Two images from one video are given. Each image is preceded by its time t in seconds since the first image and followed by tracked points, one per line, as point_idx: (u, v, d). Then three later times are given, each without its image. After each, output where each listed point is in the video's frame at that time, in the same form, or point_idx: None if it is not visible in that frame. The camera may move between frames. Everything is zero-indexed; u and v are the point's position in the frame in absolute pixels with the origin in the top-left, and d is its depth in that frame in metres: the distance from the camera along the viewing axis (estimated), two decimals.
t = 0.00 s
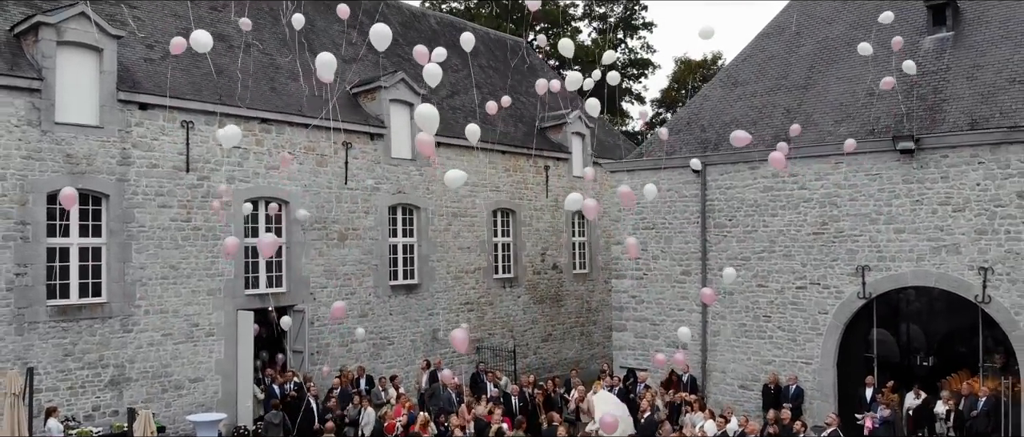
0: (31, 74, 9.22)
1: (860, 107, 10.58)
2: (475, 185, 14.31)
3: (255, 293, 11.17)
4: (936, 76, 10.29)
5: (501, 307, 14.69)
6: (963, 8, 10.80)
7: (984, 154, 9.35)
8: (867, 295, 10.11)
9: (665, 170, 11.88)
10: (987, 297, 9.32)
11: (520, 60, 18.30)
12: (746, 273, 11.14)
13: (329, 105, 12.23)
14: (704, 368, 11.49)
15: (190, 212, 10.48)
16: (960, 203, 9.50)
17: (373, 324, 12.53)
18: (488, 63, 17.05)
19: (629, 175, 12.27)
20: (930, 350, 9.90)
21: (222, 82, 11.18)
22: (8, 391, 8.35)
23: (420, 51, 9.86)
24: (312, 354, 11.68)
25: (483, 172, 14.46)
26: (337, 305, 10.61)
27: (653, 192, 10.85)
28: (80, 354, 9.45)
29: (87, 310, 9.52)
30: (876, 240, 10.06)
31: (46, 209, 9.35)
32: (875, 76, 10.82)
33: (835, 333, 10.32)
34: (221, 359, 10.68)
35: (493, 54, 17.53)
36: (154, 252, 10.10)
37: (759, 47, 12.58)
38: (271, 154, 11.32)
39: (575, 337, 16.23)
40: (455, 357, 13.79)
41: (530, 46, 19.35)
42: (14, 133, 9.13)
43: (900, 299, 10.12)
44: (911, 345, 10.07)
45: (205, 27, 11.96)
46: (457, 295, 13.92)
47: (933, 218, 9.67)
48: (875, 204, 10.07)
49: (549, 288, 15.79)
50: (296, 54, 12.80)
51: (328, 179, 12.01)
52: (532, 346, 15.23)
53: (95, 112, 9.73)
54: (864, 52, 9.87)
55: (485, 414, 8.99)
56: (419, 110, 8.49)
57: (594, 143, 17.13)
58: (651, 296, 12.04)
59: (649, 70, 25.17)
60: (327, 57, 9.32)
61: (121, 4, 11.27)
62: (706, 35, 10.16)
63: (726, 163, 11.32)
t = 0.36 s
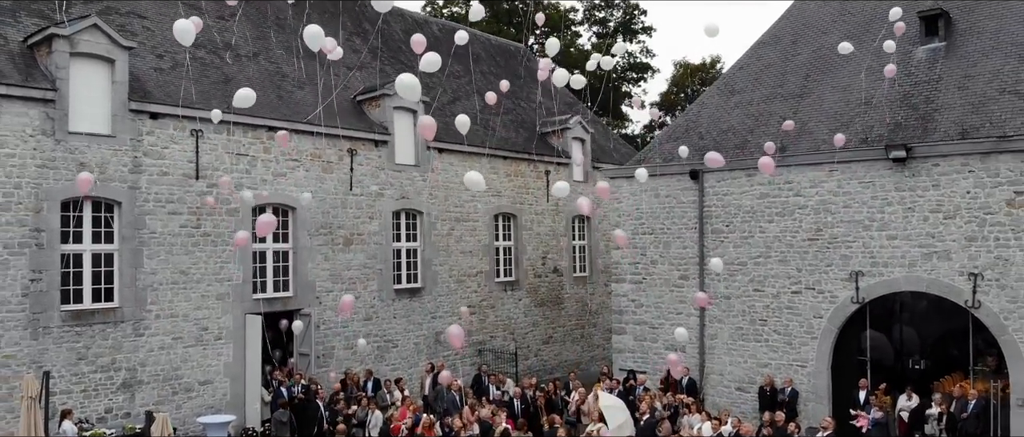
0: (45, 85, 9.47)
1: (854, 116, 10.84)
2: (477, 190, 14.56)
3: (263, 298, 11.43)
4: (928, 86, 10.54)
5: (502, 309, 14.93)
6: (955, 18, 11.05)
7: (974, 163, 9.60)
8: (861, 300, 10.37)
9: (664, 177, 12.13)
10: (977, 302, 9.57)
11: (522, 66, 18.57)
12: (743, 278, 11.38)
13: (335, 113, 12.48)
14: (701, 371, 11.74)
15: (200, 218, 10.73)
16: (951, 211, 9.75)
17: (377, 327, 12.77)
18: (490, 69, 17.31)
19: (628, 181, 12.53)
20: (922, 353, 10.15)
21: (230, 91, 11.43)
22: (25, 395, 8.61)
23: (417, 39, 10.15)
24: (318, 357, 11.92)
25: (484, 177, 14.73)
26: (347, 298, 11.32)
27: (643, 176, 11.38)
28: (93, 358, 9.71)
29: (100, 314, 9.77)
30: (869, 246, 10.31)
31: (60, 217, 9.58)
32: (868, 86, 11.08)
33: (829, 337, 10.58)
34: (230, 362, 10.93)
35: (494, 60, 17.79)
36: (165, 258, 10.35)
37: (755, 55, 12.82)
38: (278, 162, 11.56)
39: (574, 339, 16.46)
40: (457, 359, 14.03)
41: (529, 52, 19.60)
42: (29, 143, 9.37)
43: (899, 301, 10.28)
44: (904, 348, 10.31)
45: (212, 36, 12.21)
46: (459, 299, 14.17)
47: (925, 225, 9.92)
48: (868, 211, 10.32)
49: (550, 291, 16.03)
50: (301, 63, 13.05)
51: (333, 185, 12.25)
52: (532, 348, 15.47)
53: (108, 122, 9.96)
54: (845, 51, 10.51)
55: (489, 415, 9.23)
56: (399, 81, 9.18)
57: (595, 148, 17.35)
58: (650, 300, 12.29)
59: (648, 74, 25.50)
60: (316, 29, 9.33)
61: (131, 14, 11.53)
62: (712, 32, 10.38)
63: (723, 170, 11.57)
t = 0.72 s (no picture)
0: (59, 95, 9.72)
1: (847, 124, 11.11)
2: (479, 195, 14.85)
3: (271, 301, 11.73)
4: (919, 95, 10.81)
5: (503, 312, 15.20)
6: (946, 29, 11.32)
7: (963, 171, 9.88)
8: (854, 305, 10.64)
9: (661, 183, 12.41)
10: (965, 306, 9.85)
11: (523, 71, 18.86)
12: (739, 282, 11.66)
13: (340, 121, 12.76)
14: (698, 372, 12.02)
15: (209, 223, 11.00)
16: (940, 218, 10.03)
17: (381, 330, 13.04)
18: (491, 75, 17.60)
19: (627, 187, 12.80)
20: (914, 355, 10.41)
21: (238, 99, 11.69)
22: (42, 396, 8.90)
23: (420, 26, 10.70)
24: (324, 358, 12.19)
25: (485, 182, 15.01)
26: (355, 296, 11.65)
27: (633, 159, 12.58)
28: (106, 360, 9.97)
29: (112, 318, 10.03)
30: (861, 251, 10.58)
31: (74, 223, 9.84)
32: (861, 95, 11.35)
33: (822, 340, 10.85)
34: (238, 364, 11.20)
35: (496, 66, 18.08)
36: (176, 263, 10.62)
37: (751, 64, 13.10)
38: (285, 168, 11.84)
39: (574, 341, 16.73)
40: (459, 360, 14.29)
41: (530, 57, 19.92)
42: (44, 151, 9.63)
43: (891, 304, 10.55)
44: (897, 351, 10.57)
45: (220, 45, 12.48)
46: (461, 301, 14.45)
47: (915, 231, 10.19)
48: (860, 218, 10.60)
49: (550, 294, 16.30)
50: (307, 70, 13.32)
51: (338, 191, 12.53)
52: (533, 349, 15.74)
53: (120, 130, 10.22)
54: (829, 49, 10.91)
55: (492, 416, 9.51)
56: (399, 60, 9.08)
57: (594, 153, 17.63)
58: (649, 303, 12.57)
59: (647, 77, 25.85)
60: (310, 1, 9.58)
61: (141, 24, 11.79)
62: (721, 42, 10.57)
63: (719, 177, 11.85)
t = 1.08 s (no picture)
0: (78, 106, 10.06)
1: (840, 133, 11.45)
2: (482, 200, 15.20)
3: (280, 305, 12.02)
4: (909, 105, 11.16)
5: (505, 314, 15.54)
6: (936, 41, 11.66)
7: (951, 180, 10.22)
8: (845, 308, 10.98)
9: (660, 189, 12.76)
10: (953, 310, 10.20)
11: (523, 78, 19.22)
12: (735, 286, 12.01)
13: (346, 129, 13.11)
14: (695, 373, 12.36)
15: (221, 229, 11.34)
16: (929, 224, 10.38)
17: (387, 332, 13.39)
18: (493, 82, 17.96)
19: (626, 193, 13.15)
20: (904, 357, 10.72)
21: (248, 108, 12.03)
22: (64, 397, 9.21)
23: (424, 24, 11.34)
24: (332, 360, 12.53)
25: (488, 187, 15.36)
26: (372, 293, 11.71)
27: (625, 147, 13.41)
28: (123, 362, 10.32)
29: (129, 321, 10.37)
30: (853, 256, 10.93)
31: (92, 230, 10.18)
32: (853, 104, 11.70)
33: (815, 342, 11.20)
34: (249, 365, 11.54)
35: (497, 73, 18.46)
36: (189, 268, 10.96)
37: (746, 73, 13.45)
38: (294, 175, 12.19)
39: (575, 342, 17.07)
40: (463, 362, 14.63)
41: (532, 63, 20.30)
42: (63, 161, 9.97)
43: (882, 306, 10.86)
44: (888, 353, 10.88)
45: (230, 55, 12.83)
46: (464, 304, 14.79)
47: (905, 237, 10.54)
48: (852, 224, 10.95)
49: (551, 296, 16.65)
50: (314, 79, 13.67)
51: (346, 197, 12.88)
52: (534, 351, 16.09)
53: (136, 140, 10.56)
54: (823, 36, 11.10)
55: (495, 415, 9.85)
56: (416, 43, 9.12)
57: (594, 158, 17.99)
58: (648, 306, 12.91)
59: (646, 82, 26.22)
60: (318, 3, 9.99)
61: (154, 35, 12.12)
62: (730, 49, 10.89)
63: (716, 184, 12.20)
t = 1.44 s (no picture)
0: (96, 116, 10.44)
1: (831, 142, 11.84)
2: (484, 204, 15.59)
3: (289, 307, 12.41)
4: (898, 115, 11.54)
5: (506, 316, 15.93)
6: (925, 52, 12.04)
7: (937, 188, 10.61)
8: (836, 311, 11.37)
9: (657, 195, 13.16)
10: (939, 313, 10.58)
11: (524, 83, 19.60)
12: (729, 289, 12.40)
13: (353, 136, 13.50)
14: (692, 374, 12.76)
15: (233, 234, 11.73)
16: (916, 231, 10.76)
17: (392, 333, 13.78)
18: (494, 88, 18.35)
19: (624, 198, 13.55)
20: (893, 359, 11.09)
21: (258, 117, 12.41)
22: (84, 398, 9.50)
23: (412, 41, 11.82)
24: (339, 361, 12.92)
25: (489, 192, 15.75)
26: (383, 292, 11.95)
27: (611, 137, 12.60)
28: (139, 363, 10.71)
29: (144, 324, 10.76)
30: (843, 261, 11.33)
31: (109, 235, 10.56)
32: (844, 114, 12.10)
33: (807, 344, 11.59)
34: (259, 366, 11.93)
35: (498, 79, 18.85)
36: (202, 272, 11.35)
37: (741, 82, 13.84)
38: (303, 182, 12.59)
39: (574, 343, 17.46)
40: (466, 362, 15.01)
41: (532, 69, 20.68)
42: (82, 169, 10.34)
43: (872, 310, 11.25)
44: (877, 355, 11.27)
45: (240, 65, 13.20)
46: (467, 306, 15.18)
47: (893, 243, 10.93)
48: (842, 230, 11.34)
49: (551, 298, 17.03)
50: (321, 88, 14.06)
51: (352, 202, 13.27)
52: (535, 352, 16.48)
53: (151, 148, 10.94)
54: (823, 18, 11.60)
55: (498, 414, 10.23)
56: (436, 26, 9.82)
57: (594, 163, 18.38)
58: (646, 310, 13.29)
59: (645, 86, 26.53)
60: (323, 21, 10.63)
61: (167, 46, 12.49)
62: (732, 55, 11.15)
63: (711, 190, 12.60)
